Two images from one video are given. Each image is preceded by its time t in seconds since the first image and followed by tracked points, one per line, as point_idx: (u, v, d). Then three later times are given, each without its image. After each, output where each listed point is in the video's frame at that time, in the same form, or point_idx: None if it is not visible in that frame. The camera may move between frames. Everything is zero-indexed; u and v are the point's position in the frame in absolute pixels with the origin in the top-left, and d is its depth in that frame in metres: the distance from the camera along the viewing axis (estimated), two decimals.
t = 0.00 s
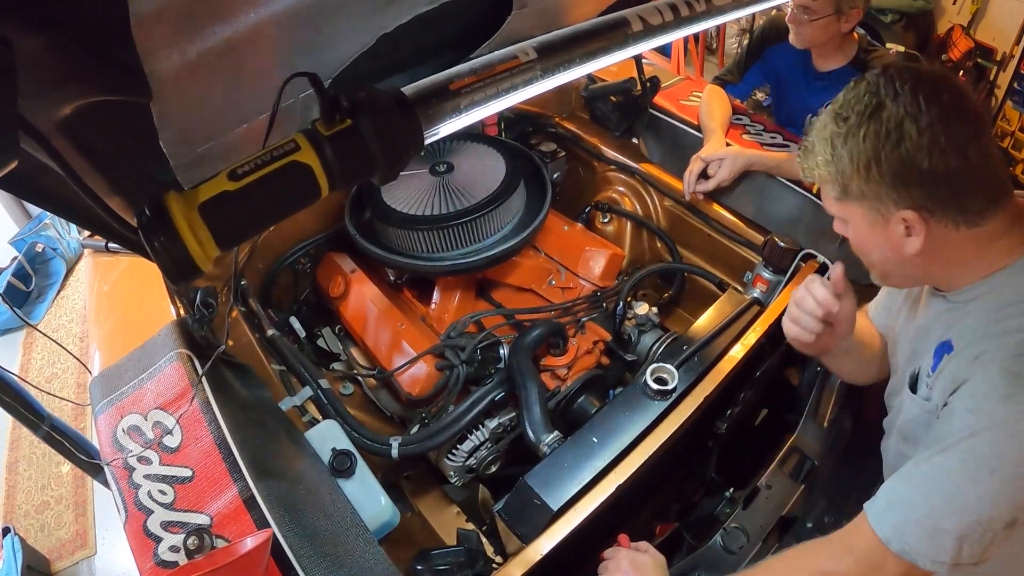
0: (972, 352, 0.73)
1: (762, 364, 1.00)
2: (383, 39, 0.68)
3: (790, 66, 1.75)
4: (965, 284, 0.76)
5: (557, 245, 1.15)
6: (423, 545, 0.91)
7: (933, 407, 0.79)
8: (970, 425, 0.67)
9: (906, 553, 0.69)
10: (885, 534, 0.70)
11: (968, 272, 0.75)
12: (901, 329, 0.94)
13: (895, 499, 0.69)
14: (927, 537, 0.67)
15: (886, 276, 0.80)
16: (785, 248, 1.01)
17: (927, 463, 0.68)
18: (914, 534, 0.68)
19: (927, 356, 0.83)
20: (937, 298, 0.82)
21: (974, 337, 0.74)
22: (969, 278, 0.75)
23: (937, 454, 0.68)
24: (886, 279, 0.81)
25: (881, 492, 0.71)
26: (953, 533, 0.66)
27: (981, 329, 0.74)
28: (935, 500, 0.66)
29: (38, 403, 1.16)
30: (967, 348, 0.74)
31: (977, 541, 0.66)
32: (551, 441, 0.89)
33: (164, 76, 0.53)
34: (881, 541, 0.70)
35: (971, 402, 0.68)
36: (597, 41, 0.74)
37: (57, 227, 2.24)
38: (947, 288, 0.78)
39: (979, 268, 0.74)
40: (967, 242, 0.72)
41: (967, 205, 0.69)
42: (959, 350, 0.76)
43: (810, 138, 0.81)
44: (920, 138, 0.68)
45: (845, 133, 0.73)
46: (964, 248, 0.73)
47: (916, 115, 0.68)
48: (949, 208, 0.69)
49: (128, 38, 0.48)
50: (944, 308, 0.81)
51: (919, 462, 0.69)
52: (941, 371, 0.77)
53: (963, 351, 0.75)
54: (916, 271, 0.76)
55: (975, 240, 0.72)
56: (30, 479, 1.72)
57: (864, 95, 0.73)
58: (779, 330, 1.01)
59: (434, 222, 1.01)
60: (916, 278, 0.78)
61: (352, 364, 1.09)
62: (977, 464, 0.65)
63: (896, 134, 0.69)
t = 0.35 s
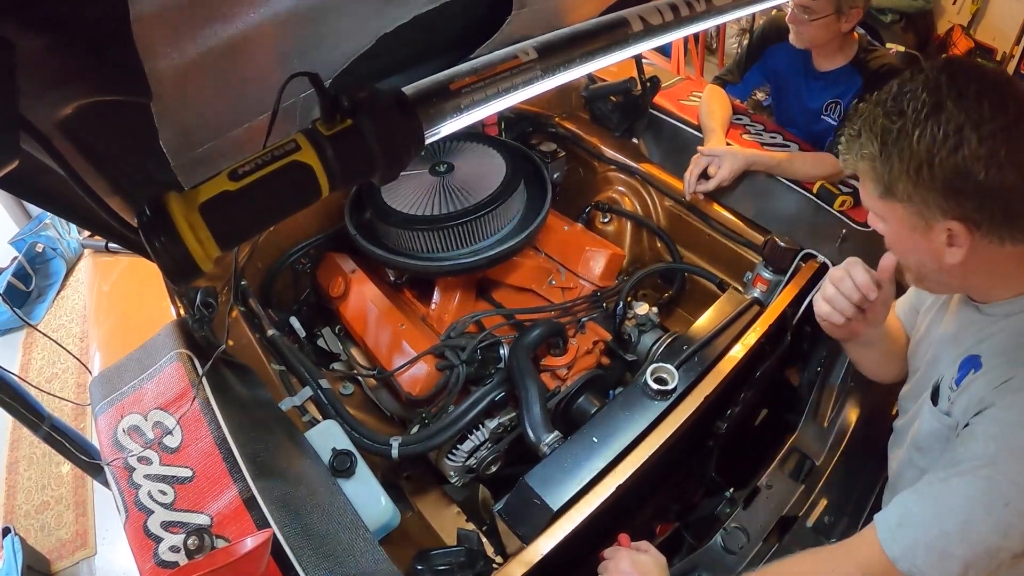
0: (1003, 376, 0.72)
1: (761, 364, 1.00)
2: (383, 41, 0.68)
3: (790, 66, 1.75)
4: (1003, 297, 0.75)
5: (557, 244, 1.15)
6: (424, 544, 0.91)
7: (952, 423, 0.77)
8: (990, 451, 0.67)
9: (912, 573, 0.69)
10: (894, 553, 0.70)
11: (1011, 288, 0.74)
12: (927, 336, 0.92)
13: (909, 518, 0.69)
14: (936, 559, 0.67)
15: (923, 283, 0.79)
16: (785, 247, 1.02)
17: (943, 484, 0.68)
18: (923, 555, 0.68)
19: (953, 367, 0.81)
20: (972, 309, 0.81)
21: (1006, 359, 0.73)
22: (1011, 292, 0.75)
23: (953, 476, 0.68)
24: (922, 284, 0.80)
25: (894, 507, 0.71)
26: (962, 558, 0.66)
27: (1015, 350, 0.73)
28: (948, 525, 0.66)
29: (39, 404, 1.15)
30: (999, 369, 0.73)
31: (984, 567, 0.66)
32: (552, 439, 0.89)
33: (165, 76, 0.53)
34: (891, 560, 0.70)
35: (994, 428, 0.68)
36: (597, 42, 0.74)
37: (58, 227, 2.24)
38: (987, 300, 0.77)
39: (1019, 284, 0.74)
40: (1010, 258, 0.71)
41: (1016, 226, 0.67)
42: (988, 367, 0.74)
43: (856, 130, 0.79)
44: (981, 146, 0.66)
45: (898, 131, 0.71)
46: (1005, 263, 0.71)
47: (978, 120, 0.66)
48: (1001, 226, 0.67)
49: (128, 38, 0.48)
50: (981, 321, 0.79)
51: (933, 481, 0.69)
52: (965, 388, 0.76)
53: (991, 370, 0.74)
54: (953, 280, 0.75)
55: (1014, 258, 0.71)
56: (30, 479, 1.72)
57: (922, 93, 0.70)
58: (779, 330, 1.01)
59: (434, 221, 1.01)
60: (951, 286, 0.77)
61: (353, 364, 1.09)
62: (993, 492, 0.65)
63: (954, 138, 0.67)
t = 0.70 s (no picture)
0: (1010, 377, 0.71)
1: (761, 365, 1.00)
2: (383, 41, 0.68)
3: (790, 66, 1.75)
4: (1009, 297, 0.75)
5: (557, 245, 1.15)
6: (424, 544, 0.91)
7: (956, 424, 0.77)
8: (993, 452, 0.66)
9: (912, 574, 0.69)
10: (895, 553, 0.70)
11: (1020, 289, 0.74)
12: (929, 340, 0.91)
13: (911, 519, 0.69)
14: (936, 561, 0.67)
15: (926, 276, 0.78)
16: (785, 247, 1.02)
17: (945, 485, 0.68)
18: (923, 555, 0.68)
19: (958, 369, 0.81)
20: (980, 308, 0.80)
21: (1011, 359, 0.73)
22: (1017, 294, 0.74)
23: (956, 476, 0.67)
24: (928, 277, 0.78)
25: (896, 508, 0.71)
26: (962, 562, 0.66)
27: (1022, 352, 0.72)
28: (949, 526, 0.66)
29: (39, 404, 1.15)
30: (1006, 372, 0.72)
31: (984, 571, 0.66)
32: (552, 438, 0.89)
33: (164, 77, 0.53)
34: (891, 560, 0.70)
35: (998, 429, 0.68)
36: (597, 42, 0.74)
37: (57, 227, 2.24)
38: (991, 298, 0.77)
39: None
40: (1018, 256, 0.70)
41: None
42: (995, 370, 0.74)
43: (870, 114, 0.78)
44: (1004, 131, 0.64)
45: (919, 114, 0.70)
46: (1013, 261, 0.71)
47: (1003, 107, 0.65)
48: (1017, 214, 0.66)
49: (128, 38, 0.48)
50: (986, 322, 0.79)
51: (935, 482, 0.69)
52: (971, 390, 0.76)
53: (998, 371, 0.74)
54: (960, 274, 0.74)
55: None
56: (30, 479, 1.72)
57: (943, 78, 0.69)
58: (779, 330, 1.01)
59: (433, 220, 1.01)
60: (958, 282, 0.76)
61: (352, 364, 1.09)
62: (996, 494, 0.65)
63: (976, 123, 0.66)
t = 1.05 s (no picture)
0: (986, 358, 0.71)
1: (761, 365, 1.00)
2: (383, 41, 0.68)
3: (790, 66, 1.74)
4: (980, 281, 0.75)
5: (557, 245, 1.15)
6: (423, 544, 0.91)
7: (940, 411, 0.76)
8: (978, 433, 0.66)
9: (908, 559, 0.69)
10: (889, 539, 0.70)
11: (994, 271, 0.73)
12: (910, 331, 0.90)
13: (901, 506, 0.69)
14: (930, 543, 0.67)
15: (900, 260, 0.77)
16: (785, 247, 1.02)
17: (934, 470, 0.68)
18: (918, 540, 0.68)
19: (937, 359, 0.80)
20: (951, 296, 0.79)
21: (989, 342, 0.72)
22: (990, 278, 0.74)
23: (943, 459, 0.67)
24: (903, 261, 0.77)
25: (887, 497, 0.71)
26: (957, 541, 0.65)
27: (997, 333, 0.72)
28: (939, 507, 0.66)
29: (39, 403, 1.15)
30: (982, 353, 0.72)
31: (980, 550, 0.65)
32: (552, 440, 0.89)
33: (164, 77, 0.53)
34: (885, 546, 0.70)
35: (981, 409, 0.67)
36: (597, 42, 0.74)
37: (58, 227, 2.24)
38: (961, 283, 0.77)
39: (1004, 267, 0.73)
40: (995, 234, 0.70)
41: (1010, 197, 0.66)
42: (972, 354, 0.73)
43: (850, 102, 0.77)
44: (985, 110, 0.65)
45: (903, 95, 0.70)
46: (992, 240, 0.70)
47: (984, 89, 0.66)
48: (997, 191, 0.66)
49: (128, 38, 0.48)
50: (958, 309, 0.78)
51: (925, 469, 0.69)
52: (951, 375, 0.75)
53: (974, 357, 0.73)
54: (939, 255, 0.73)
55: (1005, 234, 0.70)
56: (30, 478, 1.72)
57: (926, 63, 0.71)
58: (779, 330, 1.01)
59: (435, 221, 1.01)
60: (936, 265, 0.75)
61: (352, 364, 1.09)
62: (983, 471, 0.64)
63: (959, 104, 0.66)
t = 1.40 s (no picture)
0: (950, 335, 0.73)
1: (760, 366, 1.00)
2: (384, 42, 0.68)
3: (790, 66, 1.75)
4: (949, 263, 0.76)
5: (558, 244, 1.15)
6: (423, 545, 0.91)
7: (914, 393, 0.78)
8: (948, 404, 0.67)
9: (893, 538, 0.70)
10: (872, 519, 0.71)
11: (954, 254, 0.75)
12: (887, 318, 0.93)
13: (883, 487, 0.70)
14: (914, 519, 0.68)
15: (866, 251, 0.78)
16: (785, 247, 1.02)
17: (911, 447, 0.69)
18: (902, 518, 0.69)
19: (910, 345, 0.82)
20: (916, 285, 0.82)
21: (955, 319, 0.74)
22: (950, 261, 0.76)
23: (919, 436, 0.69)
24: (870, 252, 0.78)
25: (870, 480, 0.72)
26: (940, 515, 0.66)
27: (960, 308, 0.74)
28: (918, 481, 0.67)
29: (39, 403, 1.15)
30: (946, 331, 0.74)
31: (964, 524, 0.66)
32: (552, 440, 0.89)
33: (164, 77, 0.53)
34: (869, 526, 0.71)
35: (950, 380, 0.69)
36: (597, 42, 0.74)
37: (57, 226, 2.23)
38: (925, 270, 0.78)
39: (966, 246, 0.74)
40: (957, 211, 0.72)
41: (964, 169, 0.69)
42: (938, 334, 0.75)
43: (802, 107, 0.80)
44: (935, 86, 0.70)
45: (859, 82, 0.73)
46: (954, 218, 0.72)
47: (930, 71, 0.71)
48: (955, 161, 0.69)
49: (128, 38, 0.48)
50: (922, 294, 0.80)
51: (903, 449, 0.70)
52: (921, 357, 0.77)
53: (940, 336, 0.74)
54: (908, 238, 0.74)
55: (967, 209, 0.72)
56: (30, 479, 1.72)
57: (872, 57, 0.75)
58: (779, 330, 1.01)
59: (435, 220, 1.01)
60: (904, 251, 0.76)
61: (352, 364, 1.09)
62: (958, 443, 0.65)
63: (912, 82, 0.70)
